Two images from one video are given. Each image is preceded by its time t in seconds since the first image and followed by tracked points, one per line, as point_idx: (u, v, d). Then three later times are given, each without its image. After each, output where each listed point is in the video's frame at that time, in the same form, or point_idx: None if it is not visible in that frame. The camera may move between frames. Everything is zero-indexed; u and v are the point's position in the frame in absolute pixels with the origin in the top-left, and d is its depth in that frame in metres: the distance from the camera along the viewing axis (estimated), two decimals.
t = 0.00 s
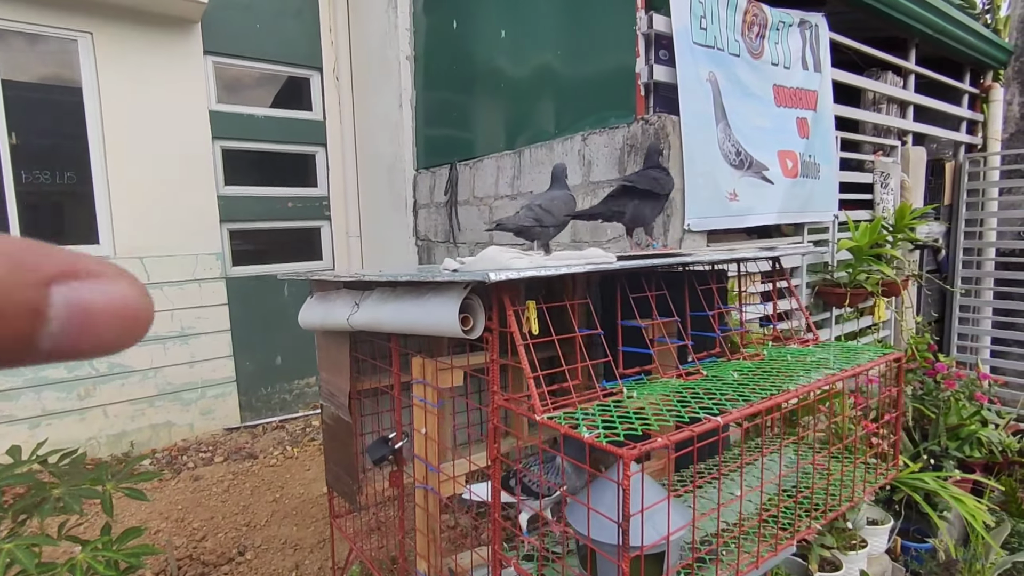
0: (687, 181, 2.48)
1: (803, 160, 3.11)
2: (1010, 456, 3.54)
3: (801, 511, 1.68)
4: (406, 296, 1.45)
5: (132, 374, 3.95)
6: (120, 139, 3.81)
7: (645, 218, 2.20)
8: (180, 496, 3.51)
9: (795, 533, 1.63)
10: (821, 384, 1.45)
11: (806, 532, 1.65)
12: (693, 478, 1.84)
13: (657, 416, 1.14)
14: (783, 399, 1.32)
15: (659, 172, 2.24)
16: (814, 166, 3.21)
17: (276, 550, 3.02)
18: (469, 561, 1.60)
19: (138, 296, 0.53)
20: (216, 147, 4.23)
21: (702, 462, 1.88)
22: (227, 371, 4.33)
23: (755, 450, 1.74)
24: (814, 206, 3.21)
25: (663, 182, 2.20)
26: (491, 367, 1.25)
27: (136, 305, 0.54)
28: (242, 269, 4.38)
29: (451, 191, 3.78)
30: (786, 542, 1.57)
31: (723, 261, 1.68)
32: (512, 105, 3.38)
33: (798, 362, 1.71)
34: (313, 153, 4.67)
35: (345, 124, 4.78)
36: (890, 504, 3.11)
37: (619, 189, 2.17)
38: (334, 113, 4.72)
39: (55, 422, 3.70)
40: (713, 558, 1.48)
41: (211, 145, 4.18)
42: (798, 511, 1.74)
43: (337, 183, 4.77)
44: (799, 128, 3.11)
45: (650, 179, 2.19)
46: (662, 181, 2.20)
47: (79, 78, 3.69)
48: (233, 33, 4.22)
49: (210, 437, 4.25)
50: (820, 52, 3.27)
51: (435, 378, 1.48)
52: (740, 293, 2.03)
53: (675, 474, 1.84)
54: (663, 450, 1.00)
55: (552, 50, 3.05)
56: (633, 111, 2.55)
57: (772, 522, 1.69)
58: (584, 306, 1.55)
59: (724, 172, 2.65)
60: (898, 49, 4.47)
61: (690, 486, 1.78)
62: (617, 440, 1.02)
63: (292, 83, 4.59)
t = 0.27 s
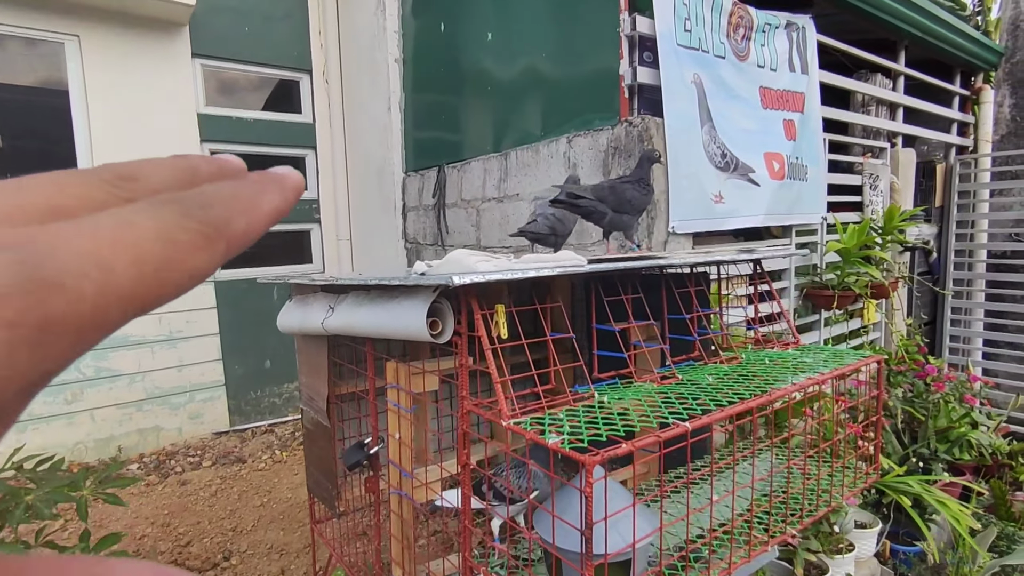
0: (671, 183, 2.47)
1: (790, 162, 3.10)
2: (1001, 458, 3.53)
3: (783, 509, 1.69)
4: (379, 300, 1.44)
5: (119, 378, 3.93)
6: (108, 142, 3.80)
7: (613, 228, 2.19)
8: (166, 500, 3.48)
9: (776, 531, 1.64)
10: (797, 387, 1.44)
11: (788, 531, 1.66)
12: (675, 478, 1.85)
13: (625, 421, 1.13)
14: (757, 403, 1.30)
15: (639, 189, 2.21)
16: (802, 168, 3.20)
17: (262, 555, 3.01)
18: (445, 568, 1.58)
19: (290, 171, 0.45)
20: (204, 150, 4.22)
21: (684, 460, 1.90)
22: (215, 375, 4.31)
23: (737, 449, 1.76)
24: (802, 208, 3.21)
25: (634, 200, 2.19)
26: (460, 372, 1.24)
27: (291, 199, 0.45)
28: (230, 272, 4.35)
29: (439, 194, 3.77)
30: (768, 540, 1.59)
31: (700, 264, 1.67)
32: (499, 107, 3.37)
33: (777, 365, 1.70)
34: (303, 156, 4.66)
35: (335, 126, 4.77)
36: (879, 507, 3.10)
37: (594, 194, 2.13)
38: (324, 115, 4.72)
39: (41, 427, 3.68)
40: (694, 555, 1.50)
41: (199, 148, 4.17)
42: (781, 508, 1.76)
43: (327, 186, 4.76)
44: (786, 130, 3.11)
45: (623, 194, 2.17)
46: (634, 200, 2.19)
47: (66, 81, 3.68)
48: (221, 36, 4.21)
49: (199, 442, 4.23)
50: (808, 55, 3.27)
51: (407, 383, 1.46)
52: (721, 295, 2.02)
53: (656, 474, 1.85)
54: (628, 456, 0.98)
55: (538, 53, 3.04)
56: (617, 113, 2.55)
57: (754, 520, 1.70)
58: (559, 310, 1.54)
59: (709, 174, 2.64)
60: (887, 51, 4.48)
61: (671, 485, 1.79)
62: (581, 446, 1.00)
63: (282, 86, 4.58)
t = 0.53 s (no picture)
0: (658, 183, 2.46)
1: (779, 163, 3.10)
2: (990, 458, 3.53)
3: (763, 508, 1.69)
4: (356, 300, 1.43)
5: (107, 380, 3.90)
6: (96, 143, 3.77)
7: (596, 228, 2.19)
8: (153, 503, 3.46)
9: (755, 530, 1.63)
10: (775, 387, 1.44)
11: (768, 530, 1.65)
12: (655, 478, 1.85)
13: (599, 422, 1.12)
14: (733, 404, 1.30)
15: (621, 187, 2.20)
16: (790, 168, 3.20)
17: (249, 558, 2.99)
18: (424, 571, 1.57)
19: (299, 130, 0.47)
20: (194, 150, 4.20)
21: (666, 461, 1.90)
22: (205, 377, 4.29)
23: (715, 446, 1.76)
24: (791, 208, 3.20)
25: (615, 200, 2.18)
26: (435, 373, 1.23)
27: (296, 164, 0.45)
28: (221, 273, 4.33)
29: (429, 194, 3.76)
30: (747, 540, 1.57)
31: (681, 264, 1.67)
32: (488, 108, 3.37)
33: (759, 366, 1.70)
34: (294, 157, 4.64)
35: (326, 128, 4.76)
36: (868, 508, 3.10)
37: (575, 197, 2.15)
38: (314, 116, 4.70)
39: (27, 429, 3.65)
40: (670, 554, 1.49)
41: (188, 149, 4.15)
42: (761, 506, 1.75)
43: (317, 187, 4.75)
44: (774, 130, 3.10)
45: (604, 195, 2.17)
46: (615, 199, 2.18)
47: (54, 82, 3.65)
48: (211, 36, 4.20)
49: (188, 444, 4.20)
50: (796, 55, 3.27)
51: (386, 384, 1.45)
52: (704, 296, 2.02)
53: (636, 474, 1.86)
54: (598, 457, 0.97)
55: (525, 53, 3.04)
56: (603, 114, 2.54)
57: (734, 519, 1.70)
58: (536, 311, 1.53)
59: (696, 174, 2.64)
60: (877, 52, 4.49)
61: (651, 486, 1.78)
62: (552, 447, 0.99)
63: (272, 87, 4.57)
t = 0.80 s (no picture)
0: (647, 186, 2.47)
1: (769, 165, 3.11)
2: (982, 460, 3.54)
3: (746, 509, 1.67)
4: (338, 302, 1.43)
5: (98, 382, 3.89)
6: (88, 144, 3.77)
7: (576, 230, 2.21)
8: (144, 506, 3.44)
9: (738, 531, 1.61)
10: (758, 389, 1.44)
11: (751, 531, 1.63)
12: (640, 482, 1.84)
13: (577, 424, 1.12)
14: (714, 406, 1.30)
15: (595, 186, 2.22)
16: (782, 171, 3.21)
17: (240, 560, 2.98)
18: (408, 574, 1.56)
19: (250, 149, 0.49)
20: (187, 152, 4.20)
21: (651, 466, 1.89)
22: (197, 379, 4.27)
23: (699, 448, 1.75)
24: (782, 211, 3.21)
25: (593, 201, 2.19)
26: (415, 375, 1.23)
27: (251, 179, 0.47)
28: (213, 275, 4.32)
29: (421, 197, 3.76)
30: (730, 541, 1.56)
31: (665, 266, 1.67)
32: (480, 110, 3.37)
33: (744, 367, 1.70)
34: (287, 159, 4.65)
35: (319, 129, 4.76)
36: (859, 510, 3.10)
37: (554, 201, 2.17)
38: (308, 118, 4.71)
39: (18, 432, 3.63)
40: (650, 557, 1.47)
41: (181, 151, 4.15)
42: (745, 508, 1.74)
43: (311, 189, 4.75)
44: (765, 133, 3.11)
45: (581, 198, 2.18)
46: (592, 200, 2.19)
47: (46, 83, 3.65)
48: (204, 38, 4.20)
49: (180, 446, 4.19)
50: (787, 58, 3.28)
51: (369, 386, 1.45)
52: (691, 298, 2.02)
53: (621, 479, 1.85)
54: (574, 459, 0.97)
55: (516, 56, 3.05)
56: (593, 116, 2.55)
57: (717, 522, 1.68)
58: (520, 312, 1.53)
59: (685, 177, 2.64)
60: (869, 55, 4.51)
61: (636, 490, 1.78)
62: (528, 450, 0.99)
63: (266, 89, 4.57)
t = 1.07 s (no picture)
0: (641, 190, 2.49)
1: (764, 169, 3.12)
2: (978, 463, 3.54)
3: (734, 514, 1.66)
4: (330, 306, 1.44)
5: (98, 385, 3.90)
6: (88, 149, 3.79)
7: (564, 235, 2.43)
8: (142, 508, 3.45)
9: (725, 536, 1.60)
10: (746, 392, 1.45)
11: (739, 536, 1.63)
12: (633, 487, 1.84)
13: (563, 426, 1.14)
14: (701, 408, 1.31)
15: (582, 193, 2.41)
16: (777, 175, 3.23)
17: (237, 563, 2.99)
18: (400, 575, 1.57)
19: (108, 186, 0.84)
20: (186, 156, 4.23)
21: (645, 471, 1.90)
22: (196, 382, 4.29)
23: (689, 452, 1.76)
24: (777, 214, 3.22)
25: (580, 207, 2.39)
26: (405, 378, 1.25)
27: (96, 211, 0.80)
28: (212, 279, 4.39)
29: (419, 201, 3.78)
30: (716, 547, 1.55)
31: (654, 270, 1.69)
32: (476, 114, 3.39)
33: (733, 370, 1.71)
34: (286, 163, 4.68)
35: (318, 134, 4.79)
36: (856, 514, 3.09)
37: (543, 210, 2.43)
38: (307, 123, 4.74)
39: (17, 434, 3.65)
40: (636, 561, 1.47)
41: (181, 155, 4.18)
42: (734, 513, 1.73)
43: (310, 194, 4.78)
44: (759, 137, 3.13)
45: (568, 204, 2.40)
46: (578, 206, 2.39)
47: (47, 88, 3.68)
48: (204, 43, 4.23)
49: (178, 449, 4.20)
50: (781, 63, 3.30)
51: (360, 389, 1.46)
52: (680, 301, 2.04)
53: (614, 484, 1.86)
54: (558, 462, 0.98)
55: (512, 61, 3.07)
56: (587, 121, 2.57)
57: (706, 526, 1.68)
58: (510, 316, 1.55)
59: (680, 181, 2.66)
60: (864, 60, 4.53)
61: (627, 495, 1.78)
62: (513, 452, 1.01)
63: (265, 94, 4.61)
